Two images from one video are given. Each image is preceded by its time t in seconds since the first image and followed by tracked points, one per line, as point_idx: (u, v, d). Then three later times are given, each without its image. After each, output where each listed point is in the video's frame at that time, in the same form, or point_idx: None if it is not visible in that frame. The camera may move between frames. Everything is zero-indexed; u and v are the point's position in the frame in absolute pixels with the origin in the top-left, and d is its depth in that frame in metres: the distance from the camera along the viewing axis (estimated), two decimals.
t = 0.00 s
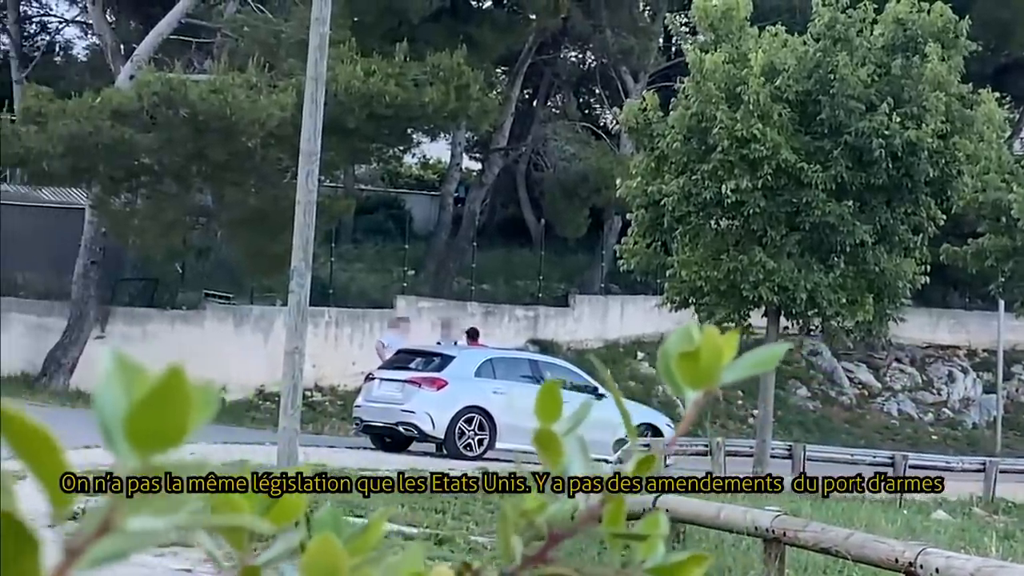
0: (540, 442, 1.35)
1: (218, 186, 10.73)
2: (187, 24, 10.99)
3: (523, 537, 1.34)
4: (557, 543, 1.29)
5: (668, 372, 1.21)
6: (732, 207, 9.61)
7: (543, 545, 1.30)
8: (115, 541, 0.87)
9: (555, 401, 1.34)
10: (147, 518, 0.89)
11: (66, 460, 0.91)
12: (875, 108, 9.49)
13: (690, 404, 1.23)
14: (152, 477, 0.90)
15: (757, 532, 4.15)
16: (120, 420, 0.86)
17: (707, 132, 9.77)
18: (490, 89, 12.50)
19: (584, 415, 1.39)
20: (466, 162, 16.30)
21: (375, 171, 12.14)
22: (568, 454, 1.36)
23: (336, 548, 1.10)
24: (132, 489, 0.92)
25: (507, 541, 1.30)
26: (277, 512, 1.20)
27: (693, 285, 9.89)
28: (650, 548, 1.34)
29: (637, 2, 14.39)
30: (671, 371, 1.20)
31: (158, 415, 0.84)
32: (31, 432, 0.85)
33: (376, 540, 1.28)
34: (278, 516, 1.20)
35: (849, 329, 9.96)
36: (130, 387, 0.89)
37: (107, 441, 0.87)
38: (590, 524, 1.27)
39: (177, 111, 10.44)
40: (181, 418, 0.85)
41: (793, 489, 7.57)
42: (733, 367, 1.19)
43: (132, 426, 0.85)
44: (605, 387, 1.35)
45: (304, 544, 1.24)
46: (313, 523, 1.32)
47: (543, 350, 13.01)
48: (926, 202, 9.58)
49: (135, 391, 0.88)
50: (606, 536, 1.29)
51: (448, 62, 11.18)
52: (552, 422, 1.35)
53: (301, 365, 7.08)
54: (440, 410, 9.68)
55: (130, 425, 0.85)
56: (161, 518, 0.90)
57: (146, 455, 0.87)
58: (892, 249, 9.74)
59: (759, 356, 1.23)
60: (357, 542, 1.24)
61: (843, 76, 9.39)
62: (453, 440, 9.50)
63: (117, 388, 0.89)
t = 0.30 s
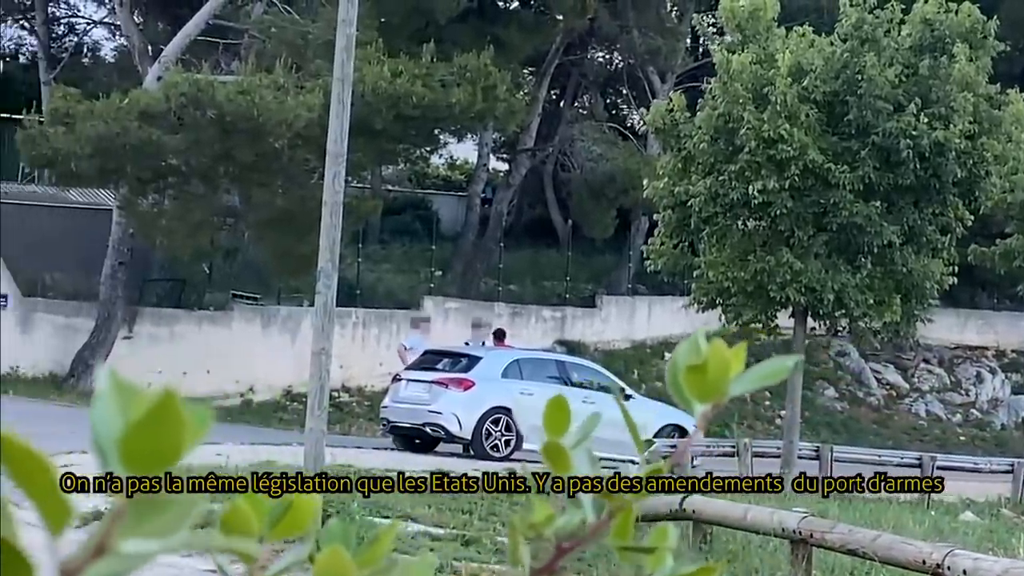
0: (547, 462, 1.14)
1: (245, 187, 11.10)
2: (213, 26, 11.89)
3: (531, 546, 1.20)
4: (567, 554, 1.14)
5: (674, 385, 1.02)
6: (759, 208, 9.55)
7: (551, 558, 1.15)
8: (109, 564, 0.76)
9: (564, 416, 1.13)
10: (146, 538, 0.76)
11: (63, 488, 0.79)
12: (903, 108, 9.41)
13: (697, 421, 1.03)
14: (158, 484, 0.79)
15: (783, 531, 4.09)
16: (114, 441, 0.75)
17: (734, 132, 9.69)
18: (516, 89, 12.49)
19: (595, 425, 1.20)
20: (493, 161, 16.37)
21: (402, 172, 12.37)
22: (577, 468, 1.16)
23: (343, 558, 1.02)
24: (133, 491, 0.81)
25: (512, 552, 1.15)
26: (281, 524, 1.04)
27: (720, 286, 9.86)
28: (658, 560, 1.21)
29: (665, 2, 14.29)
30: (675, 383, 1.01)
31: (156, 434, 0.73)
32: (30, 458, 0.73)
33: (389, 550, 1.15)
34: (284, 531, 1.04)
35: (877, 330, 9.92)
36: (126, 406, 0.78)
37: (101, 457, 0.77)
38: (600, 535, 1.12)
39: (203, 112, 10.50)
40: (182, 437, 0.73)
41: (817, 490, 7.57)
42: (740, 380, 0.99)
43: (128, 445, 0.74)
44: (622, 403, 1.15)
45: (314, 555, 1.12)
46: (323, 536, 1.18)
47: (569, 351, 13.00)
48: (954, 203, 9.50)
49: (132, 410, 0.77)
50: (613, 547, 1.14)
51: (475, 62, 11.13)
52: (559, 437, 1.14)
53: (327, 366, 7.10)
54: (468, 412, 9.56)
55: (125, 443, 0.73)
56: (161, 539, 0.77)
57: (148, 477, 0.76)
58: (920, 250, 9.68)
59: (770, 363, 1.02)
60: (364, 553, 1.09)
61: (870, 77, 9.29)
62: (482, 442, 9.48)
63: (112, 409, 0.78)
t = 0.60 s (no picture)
0: (599, 466, 1.20)
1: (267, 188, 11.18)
2: (235, 25, 11.91)
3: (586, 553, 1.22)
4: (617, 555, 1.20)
5: (726, 389, 1.07)
6: (782, 208, 9.51)
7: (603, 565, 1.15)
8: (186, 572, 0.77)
9: (616, 419, 1.18)
10: (221, 548, 0.76)
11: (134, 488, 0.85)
12: (925, 108, 9.36)
13: (749, 425, 1.08)
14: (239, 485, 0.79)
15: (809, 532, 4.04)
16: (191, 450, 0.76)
17: (756, 133, 9.66)
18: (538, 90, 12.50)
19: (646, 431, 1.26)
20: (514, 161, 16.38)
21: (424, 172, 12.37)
22: (626, 470, 1.21)
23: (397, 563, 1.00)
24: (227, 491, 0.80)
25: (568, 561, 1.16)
26: (335, 528, 1.05)
27: (742, 286, 9.82)
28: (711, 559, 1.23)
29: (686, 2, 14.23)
30: (727, 388, 1.06)
31: (233, 442, 0.74)
32: (94, 453, 0.78)
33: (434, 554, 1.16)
34: (337, 537, 1.05)
35: (899, 330, 9.87)
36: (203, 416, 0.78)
37: (177, 463, 0.79)
38: (652, 542, 1.11)
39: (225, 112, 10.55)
40: (259, 446, 0.75)
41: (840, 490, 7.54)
42: (794, 383, 1.04)
43: (203, 456, 0.75)
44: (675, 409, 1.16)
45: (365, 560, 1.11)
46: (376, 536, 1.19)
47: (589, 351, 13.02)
48: (977, 203, 9.46)
49: (208, 419, 0.79)
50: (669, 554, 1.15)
51: (498, 62, 11.12)
52: (613, 442, 1.19)
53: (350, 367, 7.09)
54: (490, 412, 9.53)
55: (203, 449, 0.75)
56: (236, 547, 0.77)
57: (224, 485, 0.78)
58: (942, 250, 9.64)
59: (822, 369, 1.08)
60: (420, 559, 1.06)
61: (892, 77, 9.24)
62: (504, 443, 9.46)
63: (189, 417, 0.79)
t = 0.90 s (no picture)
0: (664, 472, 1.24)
1: (282, 188, 11.45)
2: (251, 26, 11.53)
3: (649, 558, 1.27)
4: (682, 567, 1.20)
5: (793, 393, 1.21)
6: (797, 208, 9.50)
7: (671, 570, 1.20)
8: None
9: (679, 427, 1.23)
10: (320, 556, 0.87)
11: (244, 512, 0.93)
12: (941, 108, 9.34)
13: (812, 429, 1.23)
14: (344, 488, 0.92)
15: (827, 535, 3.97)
16: (292, 457, 0.90)
17: (771, 133, 9.66)
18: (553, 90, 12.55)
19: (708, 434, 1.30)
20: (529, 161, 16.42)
21: (439, 172, 12.40)
22: (690, 473, 1.26)
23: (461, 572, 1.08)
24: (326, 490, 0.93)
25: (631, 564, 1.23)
26: (398, 534, 1.10)
27: (758, 286, 9.78)
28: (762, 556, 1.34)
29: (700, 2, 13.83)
30: (796, 394, 1.20)
31: (334, 449, 0.87)
32: (180, 459, 0.90)
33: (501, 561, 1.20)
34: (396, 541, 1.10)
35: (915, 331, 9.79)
36: (298, 430, 0.93)
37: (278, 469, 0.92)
38: (716, 546, 1.20)
39: (240, 112, 10.84)
40: (355, 456, 0.87)
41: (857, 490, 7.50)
42: (859, 390, 1.21)
43: (307, 464, 0.89)
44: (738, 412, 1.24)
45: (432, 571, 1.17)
46: (435, 545, 1.28)
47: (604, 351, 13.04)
48: (992, 203, 9.42)
49: (303, 433, 0.92)
50: (732, 559, 1.23)
51: (512, 63, 11.21)
52: (678, 448, 1.24)
53: (366, 370, 7.06)
54: (504, 412, 9.61)
55: (308, 460, 0.88)
56: (332, 555, 0.88)
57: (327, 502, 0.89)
58: (958, 250, 9.59)
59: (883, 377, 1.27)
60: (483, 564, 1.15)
61: (908, 77, 9.20)
62: (520, 443, 9.48)
63: (285, 428, 0.93)
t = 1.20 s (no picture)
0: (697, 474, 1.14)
1: (291, 187, 11.19)
2: (259, 25, 12.00)
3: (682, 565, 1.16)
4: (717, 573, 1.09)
5: (830, 394, 1.04)
6: (806, 208, 9.47)
7: None
8: None
9: (716, 427, 1.13)
10: (368, 567, 0.73)
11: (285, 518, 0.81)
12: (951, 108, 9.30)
13: (849, 435, 1.06)
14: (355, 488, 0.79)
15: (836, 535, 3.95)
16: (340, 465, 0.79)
17: (781, 133, 9.63)
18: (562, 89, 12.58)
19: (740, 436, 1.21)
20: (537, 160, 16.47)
21: (447, 172, 12.55)
22: (725, 476, 1.15)
23: None
24: (367, 492, 0.80)
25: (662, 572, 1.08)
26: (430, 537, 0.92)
27: (767, 286, 9.74)
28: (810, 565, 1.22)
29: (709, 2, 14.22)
30: (831, 396, 1.04)
31: (382, 453, 0.77)
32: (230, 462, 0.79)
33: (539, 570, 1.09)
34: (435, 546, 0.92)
35: (925, 330, 9.77)
36: (343, 431, 0.81)
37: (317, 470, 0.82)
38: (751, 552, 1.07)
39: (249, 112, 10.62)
40: (407, 457, 0.77)
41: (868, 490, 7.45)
42: (897, 392, 1.03)
43: (354, 466, 0.78)
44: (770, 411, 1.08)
45: None
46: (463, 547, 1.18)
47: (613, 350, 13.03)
48: (1002, 202, 9.39)
49: (349, 437, 0.80)
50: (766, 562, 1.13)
51: (521, 62, 11.10)
52: (712, 451, 1.14)
53: (375, 371, 7.10)
54: (513, 412, 9.52)
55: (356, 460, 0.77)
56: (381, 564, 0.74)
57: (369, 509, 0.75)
58: (968, 249, 9.55)
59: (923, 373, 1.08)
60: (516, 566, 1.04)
61: (918, 75, 9.15)
62: (529, 442, 9.48)
63: (330, 435, 0.81)
